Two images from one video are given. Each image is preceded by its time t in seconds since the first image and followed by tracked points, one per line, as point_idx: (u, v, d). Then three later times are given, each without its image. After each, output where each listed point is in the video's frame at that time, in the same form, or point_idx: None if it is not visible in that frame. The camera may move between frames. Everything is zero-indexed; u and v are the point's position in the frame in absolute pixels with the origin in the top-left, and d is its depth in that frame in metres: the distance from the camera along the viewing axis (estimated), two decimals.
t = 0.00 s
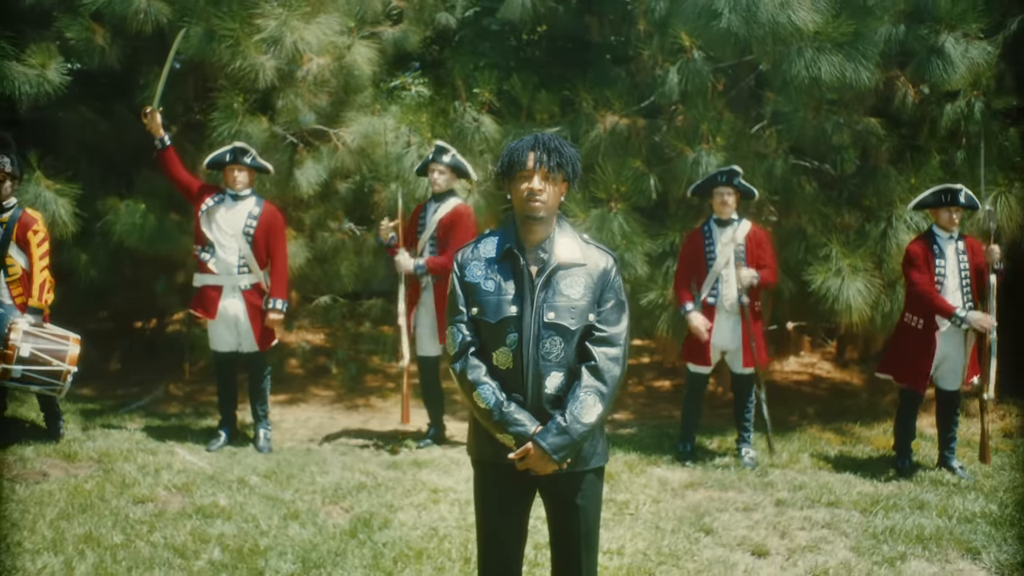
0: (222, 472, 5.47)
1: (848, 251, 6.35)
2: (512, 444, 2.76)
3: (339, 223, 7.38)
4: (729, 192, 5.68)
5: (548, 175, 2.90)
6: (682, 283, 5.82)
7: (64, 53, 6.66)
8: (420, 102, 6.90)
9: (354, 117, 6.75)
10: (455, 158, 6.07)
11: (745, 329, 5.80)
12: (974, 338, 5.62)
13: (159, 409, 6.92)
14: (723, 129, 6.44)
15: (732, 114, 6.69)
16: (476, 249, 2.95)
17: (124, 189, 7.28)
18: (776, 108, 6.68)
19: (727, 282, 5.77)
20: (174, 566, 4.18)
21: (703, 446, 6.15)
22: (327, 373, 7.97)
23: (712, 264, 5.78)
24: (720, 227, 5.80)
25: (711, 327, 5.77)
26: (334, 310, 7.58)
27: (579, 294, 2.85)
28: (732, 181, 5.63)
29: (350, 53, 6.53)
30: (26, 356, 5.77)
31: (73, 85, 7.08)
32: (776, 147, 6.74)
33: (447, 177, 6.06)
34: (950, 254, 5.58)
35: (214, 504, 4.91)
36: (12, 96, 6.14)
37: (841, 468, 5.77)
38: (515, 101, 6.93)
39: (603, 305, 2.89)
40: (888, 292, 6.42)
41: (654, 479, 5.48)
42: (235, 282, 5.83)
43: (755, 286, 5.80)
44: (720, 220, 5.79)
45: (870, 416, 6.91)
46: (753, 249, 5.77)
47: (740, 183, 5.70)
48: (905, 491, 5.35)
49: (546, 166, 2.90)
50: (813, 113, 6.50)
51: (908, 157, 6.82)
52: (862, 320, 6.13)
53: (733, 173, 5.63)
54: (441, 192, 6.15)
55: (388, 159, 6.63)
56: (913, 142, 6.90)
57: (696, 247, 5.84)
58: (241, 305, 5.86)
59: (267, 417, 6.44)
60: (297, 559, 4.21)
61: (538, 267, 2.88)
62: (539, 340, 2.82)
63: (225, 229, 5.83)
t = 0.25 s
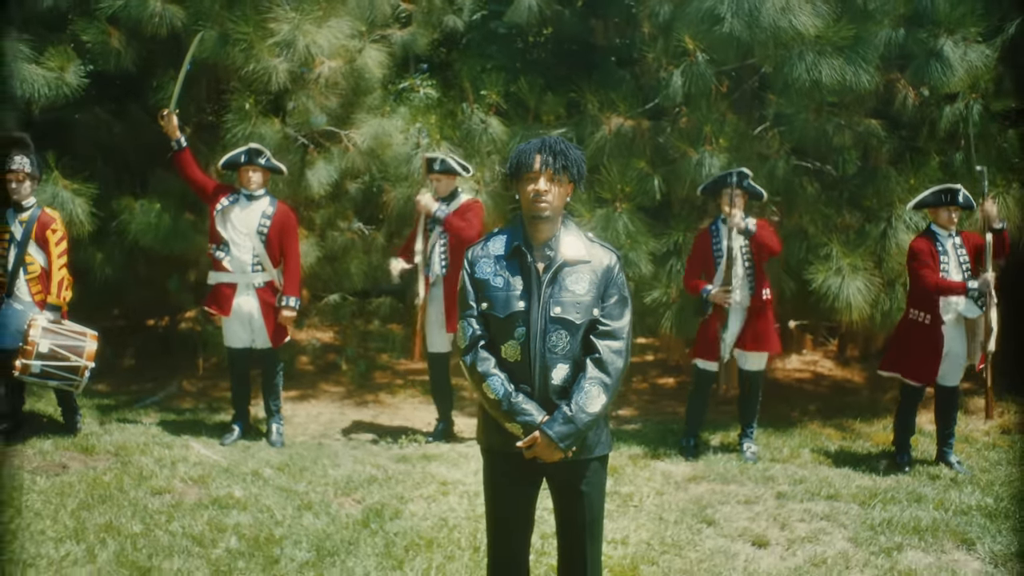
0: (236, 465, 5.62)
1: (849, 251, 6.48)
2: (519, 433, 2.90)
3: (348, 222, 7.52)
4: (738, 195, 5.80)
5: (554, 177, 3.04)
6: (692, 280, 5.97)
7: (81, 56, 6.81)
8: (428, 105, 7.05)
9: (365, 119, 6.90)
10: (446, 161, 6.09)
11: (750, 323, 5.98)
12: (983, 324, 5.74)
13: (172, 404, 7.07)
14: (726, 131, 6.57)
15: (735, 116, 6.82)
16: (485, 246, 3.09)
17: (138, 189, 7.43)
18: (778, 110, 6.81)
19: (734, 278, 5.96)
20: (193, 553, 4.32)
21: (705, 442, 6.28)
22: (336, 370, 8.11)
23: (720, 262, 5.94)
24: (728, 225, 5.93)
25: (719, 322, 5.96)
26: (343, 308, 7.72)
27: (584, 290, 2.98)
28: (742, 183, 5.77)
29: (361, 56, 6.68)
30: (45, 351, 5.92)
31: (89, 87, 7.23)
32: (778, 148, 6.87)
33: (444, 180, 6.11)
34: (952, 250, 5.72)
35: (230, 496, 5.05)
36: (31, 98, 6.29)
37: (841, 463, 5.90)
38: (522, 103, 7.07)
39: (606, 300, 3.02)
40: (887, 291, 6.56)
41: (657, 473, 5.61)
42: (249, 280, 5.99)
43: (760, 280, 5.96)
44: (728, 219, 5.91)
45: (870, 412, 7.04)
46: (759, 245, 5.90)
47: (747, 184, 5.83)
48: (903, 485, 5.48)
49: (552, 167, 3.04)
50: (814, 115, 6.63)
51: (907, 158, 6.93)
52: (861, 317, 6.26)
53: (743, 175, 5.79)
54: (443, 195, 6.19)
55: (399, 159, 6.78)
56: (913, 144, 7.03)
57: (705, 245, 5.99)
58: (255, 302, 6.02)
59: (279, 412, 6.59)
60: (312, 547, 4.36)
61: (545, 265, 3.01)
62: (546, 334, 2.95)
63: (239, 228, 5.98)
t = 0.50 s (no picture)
0: (250, 458, 5.76)
1: (849, 250, 6.60)
2: (527, 422, 3.03)
3: (358, 222, 7.65)
4: (747, 194, 5.97)
5: (561, 177, 3.17)
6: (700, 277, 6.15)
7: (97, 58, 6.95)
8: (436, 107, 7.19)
9: (375, 120, 7.04)
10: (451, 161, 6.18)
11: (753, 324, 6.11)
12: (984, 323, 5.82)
13: (186, 399, 7.21)
14: (729, 132, 6.70)
15: (737, 117, 6.94)
16: (495, 244, 3.22)
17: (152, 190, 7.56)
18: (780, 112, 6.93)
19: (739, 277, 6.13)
20: (211, 541, 4.46)
21: (708, 437, 6.41)
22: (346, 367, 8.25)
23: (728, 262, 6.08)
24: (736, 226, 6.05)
25: (720, 319, 6.17)
26: (353, 306, 7.86)
27: (589, 285, 3.11)
28: (751, 183, 5.92)
29: (372, 59, 6.83)
30: (63, 347, 6.07)
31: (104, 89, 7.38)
32: (780, 149, 6.99)
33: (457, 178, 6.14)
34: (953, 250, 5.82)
35: (245, 487, 5.19)
36: (49, 100, 6.44)
37: (841, 458, 6.02)
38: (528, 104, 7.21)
39: (611, 295, 3.15)
40: (886, 290, 6.70)
41: (661, 467, 5.74)
42: (262, 278, 6.13)
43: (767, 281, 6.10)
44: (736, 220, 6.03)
45: (870, 409, 7.16)
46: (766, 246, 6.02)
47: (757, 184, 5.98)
48: (902, 479, 5.60)
49: (559, 168, 3.17)
50: (815, 117, 6.75)
51: (907, 159, 7.04)
52: (861, 315, 6.39)
53: (751, 175, 5.94)
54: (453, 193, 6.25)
55: (408, 160, 6.91)
56: (913, 145, 7.15)
57: (715, 244, 6.11)
58: (268, 299, 6.16)
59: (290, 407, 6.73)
60: (326, 536, 4.50)
61: (552, 261, 3.14)
62: (553, 327, 3.09)
63: (253, 227, 6.12)
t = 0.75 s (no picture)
0: (261, 451, 5.90)
1: (847, 249, 6.73)
2: (533, 411, 3.16)
3: (364, 221, 7.79)
4: (749, 195, 6.13)
5: (566, 176, 3.30)
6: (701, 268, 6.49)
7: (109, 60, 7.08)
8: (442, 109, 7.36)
9: (382, 121, 7.17)
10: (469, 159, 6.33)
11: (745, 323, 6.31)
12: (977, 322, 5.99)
13: (196, 395, 7.35)
14: (730, 133, 6.82)
15: (738, 118, 7.07)
16: (502, 241, 3.35)
17: (163, 190, 7.70)
18: (779, 113, 7.06)
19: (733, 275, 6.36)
20: (225, 530, 4.59)
21: (709, 432, 6.54)
22: (352, 364, 8.40)
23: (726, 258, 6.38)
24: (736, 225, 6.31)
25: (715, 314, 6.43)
26: (360, 303, 7.99)
27: (592, 280, 3.25)
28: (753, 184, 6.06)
29: (380, 61, 6.97)
30: (78, 343, 6.20)
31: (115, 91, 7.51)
32: (779, 149, 7.12)
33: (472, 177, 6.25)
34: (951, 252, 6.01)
35: (257, 479, 5.33)
36: (63, 102, 6.58)
37: (839, 452, 6.15)
38: (532, 106, 7.35)
39: (613, 290, 3.29)
40: (883, 288, 6.86)
41: (663, 460, 5.87)
42: (272, 275, 6.27)
43: (765, 283, 6.30)
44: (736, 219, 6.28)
45: (868, 405, 7.29)
46: (759, 246, 6.22)
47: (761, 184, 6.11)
48: (898, 472, 5.73)
49: (564, 167, 3.29)
50: (814, 118, 6.88)
51: (905, 159, 7.17)
52: (860, 312, 6.53)
53: (753, 176, 6.09)
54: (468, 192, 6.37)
55: (414, 162, 7.02)
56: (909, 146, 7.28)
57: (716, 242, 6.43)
58: (278, 297, 6.30)
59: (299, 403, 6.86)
60: (337, 525, 4.63)
61: (557, 258, 3.27)
62: (558, 320, 3.22)
63: (263, 226, 6.26)
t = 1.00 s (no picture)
0: (270, 445, 6.03)
1: (844, 247, 6.86)
2: (540, 400, 3.29)
3: (369, 221, 7.92)
4: (740, 192, 6.29)
5: (570, 177, 3.42)
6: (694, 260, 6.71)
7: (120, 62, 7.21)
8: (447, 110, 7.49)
9: (388, 122, 7.31)
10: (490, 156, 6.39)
11: (732, 316, 6.50)
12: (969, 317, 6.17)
13: (205, 391, 7.48)
14: (729, 134, 6.95)
15: (738, 120, 7.19)
16: (509, 238, 3.48)
17: (172, 189, 7.83)
18: (778, 114, 7.19)
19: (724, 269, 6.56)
20: (238, 519, 4.72)
21: (709, 427, 6.67)
22: (357, 361, 8.52)
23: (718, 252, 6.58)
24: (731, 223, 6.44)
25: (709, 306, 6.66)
26: (365, 301, 8.12)
27: (596, 275, 3.38)
28: (744, 184, 6.24)
29: (386, 63, 7.10)
30: (90, 339, 6.33)
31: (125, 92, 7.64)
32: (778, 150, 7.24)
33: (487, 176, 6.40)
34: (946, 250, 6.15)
35: (267, 471, 5.46)
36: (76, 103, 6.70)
37: (836, 446, 6.28)
38: (534, 107, 7.48)
39: (616, 284, 3.41)
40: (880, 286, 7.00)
41: (664, 454, 6.00)
42: (281, 273, 6.40)
43: (754, 277, 6.49)
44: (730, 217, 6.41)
45: (866, 401, 7.42)
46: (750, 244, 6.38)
47: (751, 182, 6.29)
48: (894, 465, 5.86)
49: (568, 168, 3.41)
50: (812, 119, 7.01)
51: (901, 160, 7.30)
52: (856, 309, 6.66)
53: (745, 175, 6.26)
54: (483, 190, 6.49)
55: (419, 163, 7.07)
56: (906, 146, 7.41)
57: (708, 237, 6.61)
58: (287, 293, 6.43)
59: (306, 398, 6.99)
60: (347, 515, 4.77)
61: (562, 254, 3.40)
62: (563, 313, 3.35)
63: (272, 225, 6.39)
